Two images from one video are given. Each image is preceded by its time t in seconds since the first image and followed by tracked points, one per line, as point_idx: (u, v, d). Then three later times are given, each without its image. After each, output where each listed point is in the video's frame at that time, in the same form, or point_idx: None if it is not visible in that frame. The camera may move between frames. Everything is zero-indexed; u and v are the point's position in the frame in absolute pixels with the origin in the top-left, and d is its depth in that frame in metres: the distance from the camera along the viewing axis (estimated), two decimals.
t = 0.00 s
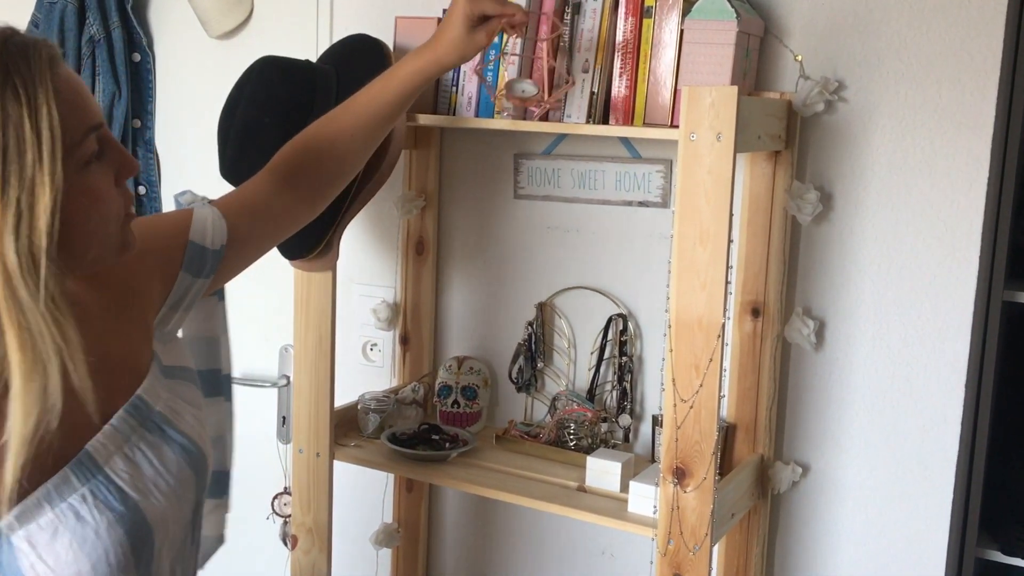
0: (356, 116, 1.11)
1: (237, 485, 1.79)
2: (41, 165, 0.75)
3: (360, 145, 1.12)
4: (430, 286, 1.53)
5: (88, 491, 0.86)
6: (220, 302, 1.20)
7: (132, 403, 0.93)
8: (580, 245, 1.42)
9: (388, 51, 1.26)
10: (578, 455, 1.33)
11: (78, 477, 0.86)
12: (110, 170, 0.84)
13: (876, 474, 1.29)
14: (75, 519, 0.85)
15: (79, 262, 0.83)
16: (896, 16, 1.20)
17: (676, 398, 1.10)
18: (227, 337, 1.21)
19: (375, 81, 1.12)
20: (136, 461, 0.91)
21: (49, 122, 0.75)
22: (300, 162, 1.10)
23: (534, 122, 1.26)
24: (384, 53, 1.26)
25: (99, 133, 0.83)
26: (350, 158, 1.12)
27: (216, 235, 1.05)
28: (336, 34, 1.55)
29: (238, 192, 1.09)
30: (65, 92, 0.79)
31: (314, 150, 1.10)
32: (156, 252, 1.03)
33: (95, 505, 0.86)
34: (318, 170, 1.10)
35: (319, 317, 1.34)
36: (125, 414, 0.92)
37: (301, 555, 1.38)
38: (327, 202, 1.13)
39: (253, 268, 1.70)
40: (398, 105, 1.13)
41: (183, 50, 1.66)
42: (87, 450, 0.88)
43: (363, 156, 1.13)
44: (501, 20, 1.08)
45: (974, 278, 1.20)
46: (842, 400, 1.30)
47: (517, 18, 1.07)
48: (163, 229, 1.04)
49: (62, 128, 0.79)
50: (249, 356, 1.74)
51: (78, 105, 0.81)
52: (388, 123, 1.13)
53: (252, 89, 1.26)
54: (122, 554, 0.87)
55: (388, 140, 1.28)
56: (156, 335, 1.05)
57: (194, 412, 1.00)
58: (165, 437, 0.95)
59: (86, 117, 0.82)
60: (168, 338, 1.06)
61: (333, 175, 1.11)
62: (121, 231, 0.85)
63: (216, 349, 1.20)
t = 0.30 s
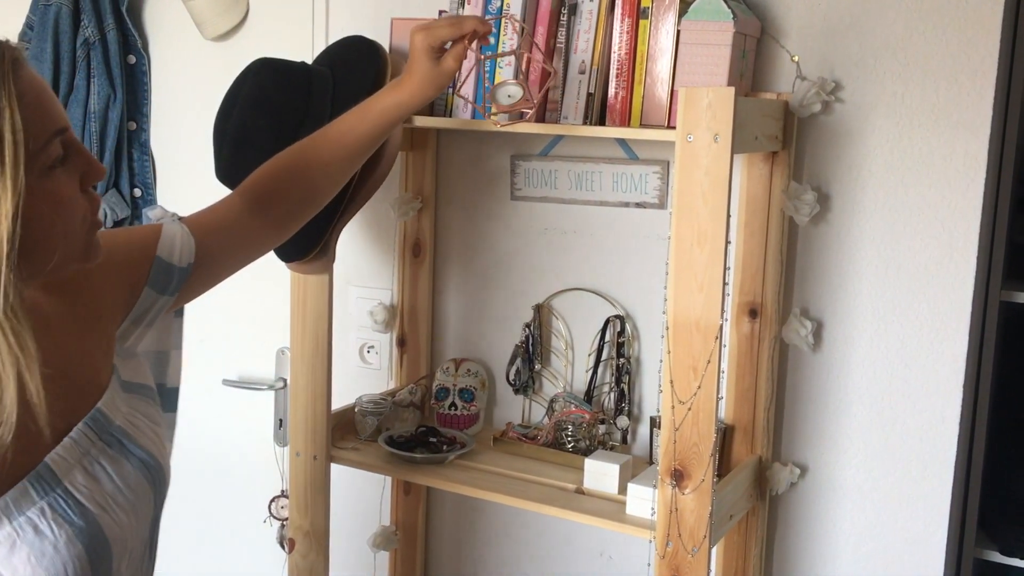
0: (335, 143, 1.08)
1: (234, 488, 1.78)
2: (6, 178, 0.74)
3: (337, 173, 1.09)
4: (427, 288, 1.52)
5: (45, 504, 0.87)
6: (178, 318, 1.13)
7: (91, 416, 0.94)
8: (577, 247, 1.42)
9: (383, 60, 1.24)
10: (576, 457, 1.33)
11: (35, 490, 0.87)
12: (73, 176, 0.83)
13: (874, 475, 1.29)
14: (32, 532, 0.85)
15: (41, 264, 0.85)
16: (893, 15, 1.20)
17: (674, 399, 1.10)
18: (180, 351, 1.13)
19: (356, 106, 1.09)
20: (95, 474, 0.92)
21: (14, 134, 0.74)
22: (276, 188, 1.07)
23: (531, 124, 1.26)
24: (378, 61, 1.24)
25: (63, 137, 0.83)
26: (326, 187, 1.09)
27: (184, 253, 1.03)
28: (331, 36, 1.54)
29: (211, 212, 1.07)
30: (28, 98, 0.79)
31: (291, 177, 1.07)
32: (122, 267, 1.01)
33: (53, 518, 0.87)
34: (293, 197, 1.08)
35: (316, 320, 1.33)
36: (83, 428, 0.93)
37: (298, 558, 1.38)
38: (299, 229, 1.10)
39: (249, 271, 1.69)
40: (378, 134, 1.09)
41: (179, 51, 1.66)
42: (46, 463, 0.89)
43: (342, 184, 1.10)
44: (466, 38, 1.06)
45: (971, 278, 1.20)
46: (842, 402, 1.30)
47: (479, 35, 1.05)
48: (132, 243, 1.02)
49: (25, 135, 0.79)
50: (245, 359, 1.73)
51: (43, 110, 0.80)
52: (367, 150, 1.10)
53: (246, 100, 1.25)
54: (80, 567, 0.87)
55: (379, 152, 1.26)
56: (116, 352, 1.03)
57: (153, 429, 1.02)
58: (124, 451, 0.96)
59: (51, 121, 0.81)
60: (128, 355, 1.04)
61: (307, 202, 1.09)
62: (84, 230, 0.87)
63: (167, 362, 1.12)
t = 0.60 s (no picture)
0: (338, 139, 1.11)
1: (231, 491, 1.78)
2: None
3: (341, 168, 1.12)
4: (423, 290, 1.52)
5: (47, 492, 0.87)
6: (186, 318, 1.17)
7: (95, 406, 0.94)
8: (574, 248, 1.42)
9: (379, 54, 1.27)
10: (572, 458, 1.33)
11: (37, 478, 0.87)
12: (71, 175, 0.84)
13: (871, 474, 1.29)
14: (33, 521, 0.85)
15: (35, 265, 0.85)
16: (887, 16, 1.20)
17: (671, 400, 1.10)
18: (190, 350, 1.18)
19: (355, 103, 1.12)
20: (96, 463, 0.92)
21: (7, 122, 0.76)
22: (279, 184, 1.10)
23: (527, 126, 1.26)
24: (375, 56, 1.27)
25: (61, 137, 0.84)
26: (331, 181, 1.12)
27: (191, 249, 1.05)
28: (326, 38, 1.54)
29: (215, 211, 1.09)
30: (28, 94, 0.81)
31: (295, 171, 1.11)
32: (129, 263, 1.04)
33: (54, 506, 0.87)
34: (298, 191, 1.11)
35: (312, 323, 1.33)
36: (87, 416, 0.93)
37: (296, 561, 1.38)
38: (305, 226, 1.13)
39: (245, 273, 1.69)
40: (379, 129, 1.12)
41: (174, 54, 1.66)
42: (48, 452, 0.89)
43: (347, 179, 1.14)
44: (459, 18, 1.08)
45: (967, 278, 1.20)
46: (838, 402, 1.30)
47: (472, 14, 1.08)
48: (137, 241, 1.05)
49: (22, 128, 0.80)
50: (242, 361, 1.73)
51: (41, 106, 0.82)
52: (371, 145, 1.13)
53: (242, 101, 1.25)
54: (82, 555, 0.87)
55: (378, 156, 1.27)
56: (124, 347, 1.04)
57: (158, 419, 1.02)
58: (127, 440, 0.96)
59: (49, 119, 0.82)
60: (137, 350, 1.06)
61: (313, 197, 1.12)
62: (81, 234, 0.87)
63: (176, 361, 1.17)
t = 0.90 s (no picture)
0: (346, 133, 1.15)
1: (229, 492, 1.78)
2: (15, 153, 0.78)
3: (350, 162, 1.16)
4: (421, 292, 1.52)
5: (64, 483, 0.88)
6: (219, 310, 1.22)
7: (111, 399, 0.95)
8: (571, 250, 1.42)
9: (377, 56, 1.29)
10: (570, 459, 1.33)
11: (55, 469, 0.88)
12: (85, 160, 0.86)
13: (868, 474, 1.30)
14: (51, 511, 0.86)
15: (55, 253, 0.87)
16: (883, 18, 1.21)
17: (669, 401, 1.10)
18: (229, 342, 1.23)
19: (360, 98, 1.16)
20: (113, 455, 0.93)
21: (21, 110, 0.78)
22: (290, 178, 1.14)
23: (525, 127, 1.26)
24: (373, 57, 1.29)
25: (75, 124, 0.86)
26: (341, 174, 1.16)
27: (206, 244, 1.08)
28: (324, 41, 1.55)
29: (228, 206, 1.12)
30: (39, 83, 0.82)
31: (306, 164, 1.14)
32: (146, 257, 1.06)
33: (71, 497, 0.88)
34: (308, 184, 1.14)
35: (310, 324, 1.33)
36: (104, 410, 0.94)
37: (295, 562, 1.38)
38: (315, 220, 1.16)
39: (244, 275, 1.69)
40: (385, 121, 1.16)
41: (172, 57, 1.66)
42: (65, 443, 0.89)
43: (356, 174, 1.17)
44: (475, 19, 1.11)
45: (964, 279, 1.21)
46: (835, 403, 1.30)
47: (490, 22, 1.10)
48: (155, 236, 1.07)
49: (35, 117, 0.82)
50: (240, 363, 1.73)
51: (52, 95, 0.83)
52: (379, 139, 1.16)
53: (240, 102, 1.24)
54: (98, 546, 0.88)
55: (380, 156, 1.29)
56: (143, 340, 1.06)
57: (174, 412, 1.03)
58: (143, 433, 0.97)
59: (61, 107, 0.84)
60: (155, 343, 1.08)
61: (323, 191, 1.15)
62: (100, 218, 0.88)
63: (219, 355, 1.22)
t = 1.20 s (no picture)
0: (354, 136, 1.14)
1: (228, 492, 1.78)
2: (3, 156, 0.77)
3: (359, 165, 1.16)
4: (420, 291, 1.52)
5: (68, 478, 0.88)
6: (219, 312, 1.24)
7: (117, 396, 0.95)
8: (570, 249, 1.42)
9: (375, 56, 1.27)
10: (569, 458, 1.33)
11: (58, 464, 0.88)
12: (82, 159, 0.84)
13: (866, 473, 1.30)
14: (54, 505, 0.86)
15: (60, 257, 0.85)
16: (881, 17, 1.21)
17: (666, 401, 1.10)
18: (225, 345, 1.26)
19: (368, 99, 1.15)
20: (117, 451, 0.93)
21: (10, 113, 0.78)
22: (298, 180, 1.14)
23: (523, 127, 1.26)
24: (371, 58, 1.27)
25: (72, 124, 0.84)
26: (348, 176, 1.16)
27: (212, 243, 1.08)
28: (322, 40, 1.55)
29: (236, 209, 1.13)
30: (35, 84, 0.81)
31: (313, 167, 1.14)
32: (150, 256, 1.07)
33: (74, 492, 0.88)
34: (316, 186, 1.15)
35: (309, 324, 1.33)
36: (108, 407, 0.94)
37: (294, 562, 1.38)
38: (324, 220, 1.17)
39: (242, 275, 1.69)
40: (392, 125, 1.16)
41: (171, 57, 1.66)
42: (70, 439, 0.90)
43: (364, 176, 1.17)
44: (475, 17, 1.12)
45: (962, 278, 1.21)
46: (834, 402, 1.30)
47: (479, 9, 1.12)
48: (159, 235, 1.08)
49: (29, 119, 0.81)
50: (239, 364, 1.73)
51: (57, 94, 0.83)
52: (387, 141, 1.16)
53: (239, 100, 1.24)
54: (100, 541, 0.88)
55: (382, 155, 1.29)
56: (151, 338, 1.07)
57: (180, 409, 1.03)
58: (149, 430, 0.97)
59: (59, 107, 0.83)
60: (163, 342, 1.08)
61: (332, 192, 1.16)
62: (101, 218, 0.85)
63: (217, 357, 1.24)
